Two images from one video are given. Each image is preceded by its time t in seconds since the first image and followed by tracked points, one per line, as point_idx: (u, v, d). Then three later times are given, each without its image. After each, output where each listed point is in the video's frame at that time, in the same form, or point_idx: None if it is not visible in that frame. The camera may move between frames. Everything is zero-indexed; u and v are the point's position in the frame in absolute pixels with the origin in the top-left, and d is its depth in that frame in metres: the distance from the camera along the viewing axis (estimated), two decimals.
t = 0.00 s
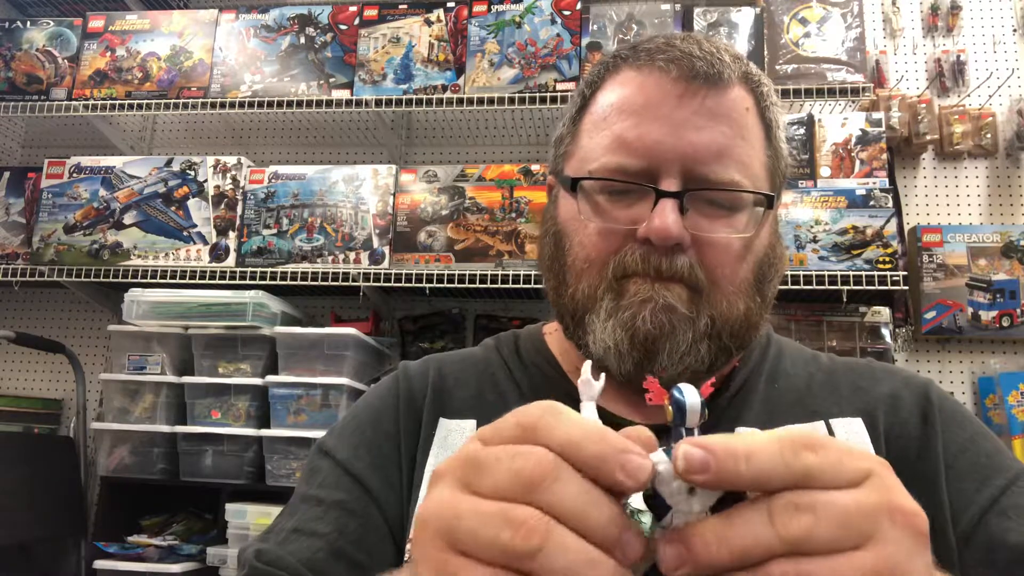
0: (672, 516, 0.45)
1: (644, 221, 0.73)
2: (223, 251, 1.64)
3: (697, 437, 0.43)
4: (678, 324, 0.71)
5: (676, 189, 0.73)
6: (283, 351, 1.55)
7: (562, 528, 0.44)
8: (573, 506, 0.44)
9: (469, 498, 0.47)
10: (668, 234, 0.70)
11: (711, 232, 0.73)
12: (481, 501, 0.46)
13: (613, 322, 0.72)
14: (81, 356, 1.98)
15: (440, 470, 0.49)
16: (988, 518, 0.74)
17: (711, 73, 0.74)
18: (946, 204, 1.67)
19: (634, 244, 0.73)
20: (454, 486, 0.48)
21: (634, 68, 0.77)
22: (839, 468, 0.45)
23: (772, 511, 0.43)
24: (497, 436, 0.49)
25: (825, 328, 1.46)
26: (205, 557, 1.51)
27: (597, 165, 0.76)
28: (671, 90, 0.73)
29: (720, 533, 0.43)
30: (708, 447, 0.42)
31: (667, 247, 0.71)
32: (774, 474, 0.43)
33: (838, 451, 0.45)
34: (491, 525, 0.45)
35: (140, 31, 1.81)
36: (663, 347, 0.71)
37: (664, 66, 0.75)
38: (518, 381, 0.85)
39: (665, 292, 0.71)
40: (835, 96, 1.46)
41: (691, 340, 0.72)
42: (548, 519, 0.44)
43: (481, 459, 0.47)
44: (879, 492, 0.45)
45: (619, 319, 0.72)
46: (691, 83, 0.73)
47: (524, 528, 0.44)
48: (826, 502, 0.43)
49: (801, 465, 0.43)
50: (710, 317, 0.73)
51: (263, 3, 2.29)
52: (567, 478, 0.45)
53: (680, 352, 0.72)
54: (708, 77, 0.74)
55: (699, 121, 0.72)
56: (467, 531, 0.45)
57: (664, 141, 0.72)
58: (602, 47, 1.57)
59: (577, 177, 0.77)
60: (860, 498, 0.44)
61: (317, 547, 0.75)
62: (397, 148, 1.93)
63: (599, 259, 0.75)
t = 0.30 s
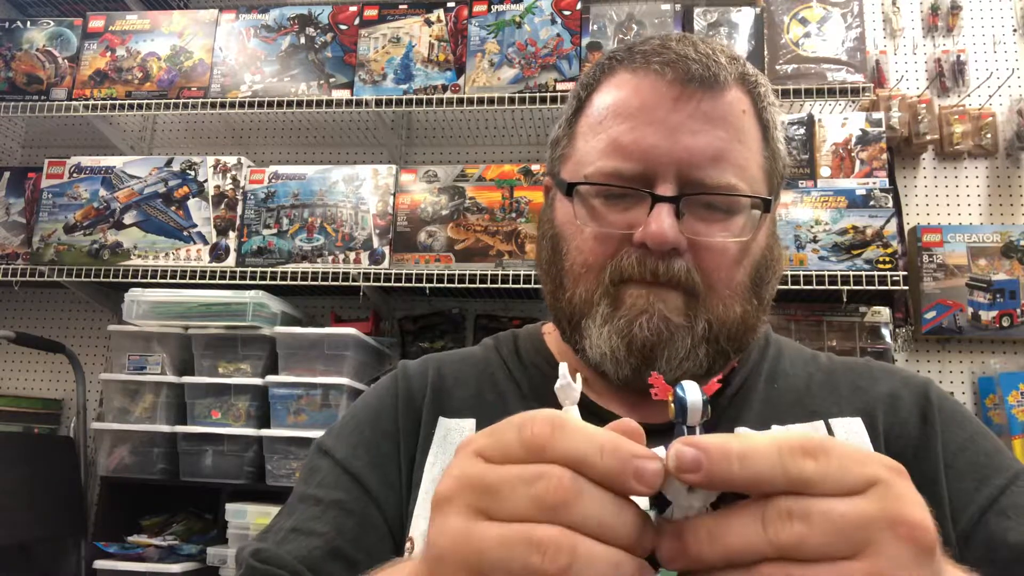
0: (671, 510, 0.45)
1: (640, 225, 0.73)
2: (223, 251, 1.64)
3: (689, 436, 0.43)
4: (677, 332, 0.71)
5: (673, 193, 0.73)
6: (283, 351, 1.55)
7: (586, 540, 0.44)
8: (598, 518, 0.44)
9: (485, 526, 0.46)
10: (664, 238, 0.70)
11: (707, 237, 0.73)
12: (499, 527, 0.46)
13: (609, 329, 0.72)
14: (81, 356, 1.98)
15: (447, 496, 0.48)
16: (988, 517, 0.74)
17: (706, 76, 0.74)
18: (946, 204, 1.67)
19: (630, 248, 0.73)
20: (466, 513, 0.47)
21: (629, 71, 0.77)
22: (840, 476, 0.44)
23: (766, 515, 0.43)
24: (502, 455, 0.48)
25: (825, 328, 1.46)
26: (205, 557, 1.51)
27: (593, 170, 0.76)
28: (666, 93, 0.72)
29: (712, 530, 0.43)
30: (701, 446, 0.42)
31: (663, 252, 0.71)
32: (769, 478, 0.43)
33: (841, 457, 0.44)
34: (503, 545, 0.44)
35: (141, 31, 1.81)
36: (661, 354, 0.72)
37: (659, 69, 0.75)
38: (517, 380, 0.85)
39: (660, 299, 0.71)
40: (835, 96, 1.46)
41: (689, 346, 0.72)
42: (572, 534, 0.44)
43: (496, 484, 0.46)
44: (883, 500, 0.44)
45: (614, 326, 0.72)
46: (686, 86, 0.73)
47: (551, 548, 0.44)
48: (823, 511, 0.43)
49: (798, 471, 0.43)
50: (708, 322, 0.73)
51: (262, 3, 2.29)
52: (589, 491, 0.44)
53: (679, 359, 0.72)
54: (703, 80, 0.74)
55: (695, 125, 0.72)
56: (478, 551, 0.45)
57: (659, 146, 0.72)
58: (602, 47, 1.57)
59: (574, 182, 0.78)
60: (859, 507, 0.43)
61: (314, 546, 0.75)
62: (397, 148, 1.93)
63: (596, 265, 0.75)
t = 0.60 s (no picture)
0: (665, 512, 0.44)
1: (638, 229, 0.73)
2: (223, 251, 1.64)
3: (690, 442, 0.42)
4: (675, 341, 0.70)
5: (670, 196, 0.73)
6: (283, 351, 1.55)
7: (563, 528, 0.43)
8: (573, 500, 0.43)
9: (464, 523, 0.46)
10: (661, 241, 0.70)
11: (705, 239, 0.73)
12: (478, 521, 0.45)
13: (605, 337, 0.72)
14: (81, 356, 1.98)
15: (431, 496, 0.48)
16: (986, 516, 0.74)
17: (702, 78, 0.74)
18: (946, 204, 1.67)
19: (628, 251, 0.73)
20: (448, 512, 0.47)
21: (626, 73, 0.77)
22: (832, 480, 0.43)
23: (759, 521, 0.42)
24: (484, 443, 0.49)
25: (825, 328, 1.46)
26: (205, 557, 1.51)
27: (590, 173, 0.76)
28: (662, 96, 0.73)
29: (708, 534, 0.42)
30: (698, 454, 0.40)
31: (660, 254, 0.71)
32: (763, 483, 0.42)
33: (837, 463, 0.43)
34: (479, 542, 0.44)
35: (141, 31, 1.81)
36: (660, 363, 0.70)
37: (655, 72, 0.75)
38: (517, 380, 0.85)
39: (658, 306, 0.71)
40: (835, 96, 1.46)
41: (689, 354, 0.71)
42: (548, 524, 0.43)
43: (473, 476, 0.46)
44: (875, 506, 0.44)
45: (612, 335, 0.71)
46: (682, 88, 0.73)
47: (522, 543, 0.43)
48: (815, 516, 0.42)
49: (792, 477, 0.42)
50: (707, 328, 0.73)
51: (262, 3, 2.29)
52: (561, 472, 0.43)
53: (680, 366, 0.70)
54: (699, 82, 0.74)
55: (692, 128, 0.72)
56: (458, 551, 0.45)
57: (656, 148, 0.72)
58: (601, 47, 1.57)
59: (571, 185, 0.78)
60: (852, 512, 0.43)
61: (313, 546, 0.75)
62: (397, 148, 1.93)
63: (594, 269, 0.75)
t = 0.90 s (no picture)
0: (658, 534, 0.46)
1: (636, 231, 0.73)
2: (223, 251, 1.64)
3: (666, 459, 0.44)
4: (673, 349, 0.70)
5: (668, 199, 0.73)
6: (283, 351, 1.55)
7: (555, 477, 0.43)
8: (573, 454, 0.44)
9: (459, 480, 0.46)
10: (659, 244, 0.70)
11: (704, 241, 0.73)
12: (471, 477, 0.45)
13: (604, 344, 0.72)
14: (81, 356, 1.98)
15: (429, 459, 0.48)
16: (984, 512, 0.74)
17: (700, 80, 0.74)
18: (947, 204, 1.67)
19: (626, 254, 0.73)
20: (445, 472, 0.47)
21: (623, 76, 0.78)
22: (815, 483, 0.44)
23: (745, 533, 0.43)
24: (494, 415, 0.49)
25: (825, 328, 1.46)
26: (205, 557, 1.51)
27: (588, 175, 0.76)
28: (659, 98, 0.73)
29: (700, 548, 0.44)
30: (678, 471, 0.42)
31: (659, 257, 0.71)
32: (744, 494, 0.43)
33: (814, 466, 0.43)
34: (470, 495, 0.44)
35: (141, 31, 1.81)
36: (660, 370, 0.70)
37: (652, 74, 0.75)
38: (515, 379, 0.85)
39: (658, 312, 0.71)
40: (835, 96, 1.46)
41: (689, 359, 0.71)
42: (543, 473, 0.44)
43: (474, 435, 0.46)
44: (857, 506, 0.44)
45: (611, 341, 0.71)
46: (679, 91, 0.73)
47: (511, 487, 0.43)
48: (798, 522, 0.43)
49: (775, 483, 0.43)
50: (706, 332, 0.73)
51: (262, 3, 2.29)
52: (564, 426, 0.44)
53: (678, 372, 0.71)
54: (696, 84, 0.74)
55: (689, 130, 0.72)
56: (448, 503, 0.44)
57: (653, 151, 0.72)
58: (601, 46, 1.57)
59: (569, 188, 0.78)
60: (834, 513, 0.43)
61: (307, 540, 0.75)
62: (397, 148, 1.93)
63: (592, 273, 0.75)
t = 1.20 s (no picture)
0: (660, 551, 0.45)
1: (638, 233, 0.73)
2: (223, 251, 1.64)
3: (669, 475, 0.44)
4: (676, 346, 0.70)
5: (670, 202, 0.72)
6: (283, 351, 1.55)
7: (559, 512, 0.44)
8: (575, 483, 0.43)
9: (462, 513, 0.45)
10: (662, 246, 0.70)
11: (707, 243, 0.73)
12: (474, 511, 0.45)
13: (605, 342, 0.72)
14: (81, 356, 1.98)
15: (427, 487, 0.48)
16: (985, 511, 0.74)
17: (702, 81, 0.74)
18: (947, 204, 1.67)
19: (628, 255, 0.73)
20: (445, 502, 0.46)
21: (624, 76, 0.77)
22: (818, 495, 0.44)
23: (749, 548, 0.43)
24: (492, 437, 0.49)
25: (825, 328, 1.46)
26: (205, 557, 1.51)
27: (589, 176, 0.76)
28: (660, 99, 0.73)
29: (703, 564, 0.43)
30: (681, 487, 0.42)
31: (661, 260, 0.71)
32: (746, 507, 0.43)
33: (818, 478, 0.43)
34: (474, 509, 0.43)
35: (141, 31, 1.81)
36: (662, 368, 0.70)
37: (653, 75, 0.75)
38: (514, 378, 0.85)
39: (660, 312, 0.72)
40: (835, 96, 1.46)
41: (691, 358, 0.71)
42: (547, 507, 0.44)
43: (473, 466, 0.46)
44: (860, 520, 0.44)
45: (612, 340, 0.72)
46: (681, 91, 0.73)
47: (517, 527, 0.43)
48: (802, 537, 0.43)
49: (779, 495, 0.43)
50: (709, 332, 0.73)
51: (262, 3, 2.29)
52: (565, 454, 0.44)
53: (681, 371, 0.71)
54: (698, 85, 0.74)
55: (690, 132, 0.72)
56: (454, 539, 0.45)
57: (654, 152, 0.72)
58: (601, 47, 1.57)
59: (570, 191, 0.78)
60: (836, 527, 0.43)
61: (307, 543, 0.75)
62: (397, 148, 1.93)
63: (592, 273, 0.75)
